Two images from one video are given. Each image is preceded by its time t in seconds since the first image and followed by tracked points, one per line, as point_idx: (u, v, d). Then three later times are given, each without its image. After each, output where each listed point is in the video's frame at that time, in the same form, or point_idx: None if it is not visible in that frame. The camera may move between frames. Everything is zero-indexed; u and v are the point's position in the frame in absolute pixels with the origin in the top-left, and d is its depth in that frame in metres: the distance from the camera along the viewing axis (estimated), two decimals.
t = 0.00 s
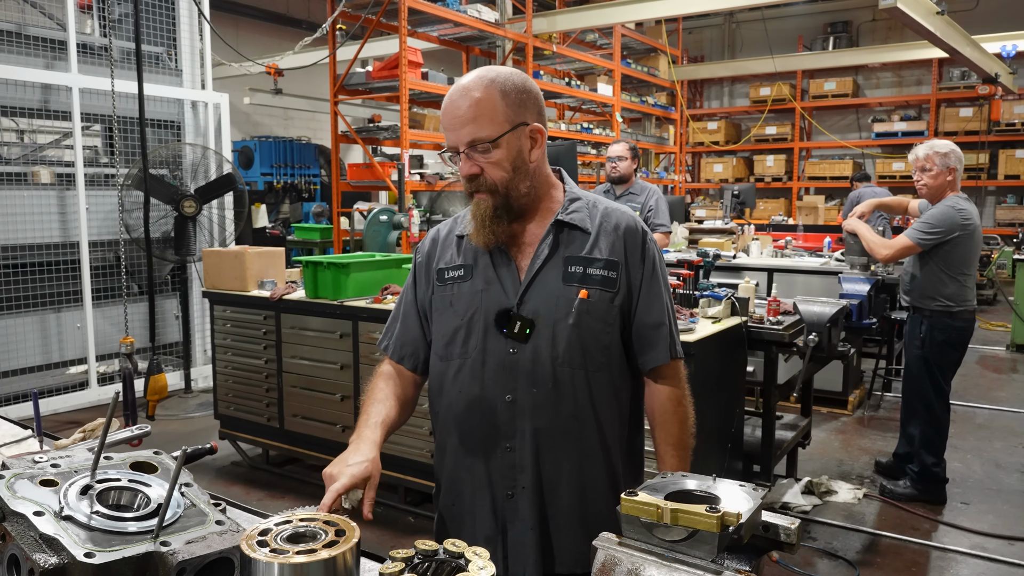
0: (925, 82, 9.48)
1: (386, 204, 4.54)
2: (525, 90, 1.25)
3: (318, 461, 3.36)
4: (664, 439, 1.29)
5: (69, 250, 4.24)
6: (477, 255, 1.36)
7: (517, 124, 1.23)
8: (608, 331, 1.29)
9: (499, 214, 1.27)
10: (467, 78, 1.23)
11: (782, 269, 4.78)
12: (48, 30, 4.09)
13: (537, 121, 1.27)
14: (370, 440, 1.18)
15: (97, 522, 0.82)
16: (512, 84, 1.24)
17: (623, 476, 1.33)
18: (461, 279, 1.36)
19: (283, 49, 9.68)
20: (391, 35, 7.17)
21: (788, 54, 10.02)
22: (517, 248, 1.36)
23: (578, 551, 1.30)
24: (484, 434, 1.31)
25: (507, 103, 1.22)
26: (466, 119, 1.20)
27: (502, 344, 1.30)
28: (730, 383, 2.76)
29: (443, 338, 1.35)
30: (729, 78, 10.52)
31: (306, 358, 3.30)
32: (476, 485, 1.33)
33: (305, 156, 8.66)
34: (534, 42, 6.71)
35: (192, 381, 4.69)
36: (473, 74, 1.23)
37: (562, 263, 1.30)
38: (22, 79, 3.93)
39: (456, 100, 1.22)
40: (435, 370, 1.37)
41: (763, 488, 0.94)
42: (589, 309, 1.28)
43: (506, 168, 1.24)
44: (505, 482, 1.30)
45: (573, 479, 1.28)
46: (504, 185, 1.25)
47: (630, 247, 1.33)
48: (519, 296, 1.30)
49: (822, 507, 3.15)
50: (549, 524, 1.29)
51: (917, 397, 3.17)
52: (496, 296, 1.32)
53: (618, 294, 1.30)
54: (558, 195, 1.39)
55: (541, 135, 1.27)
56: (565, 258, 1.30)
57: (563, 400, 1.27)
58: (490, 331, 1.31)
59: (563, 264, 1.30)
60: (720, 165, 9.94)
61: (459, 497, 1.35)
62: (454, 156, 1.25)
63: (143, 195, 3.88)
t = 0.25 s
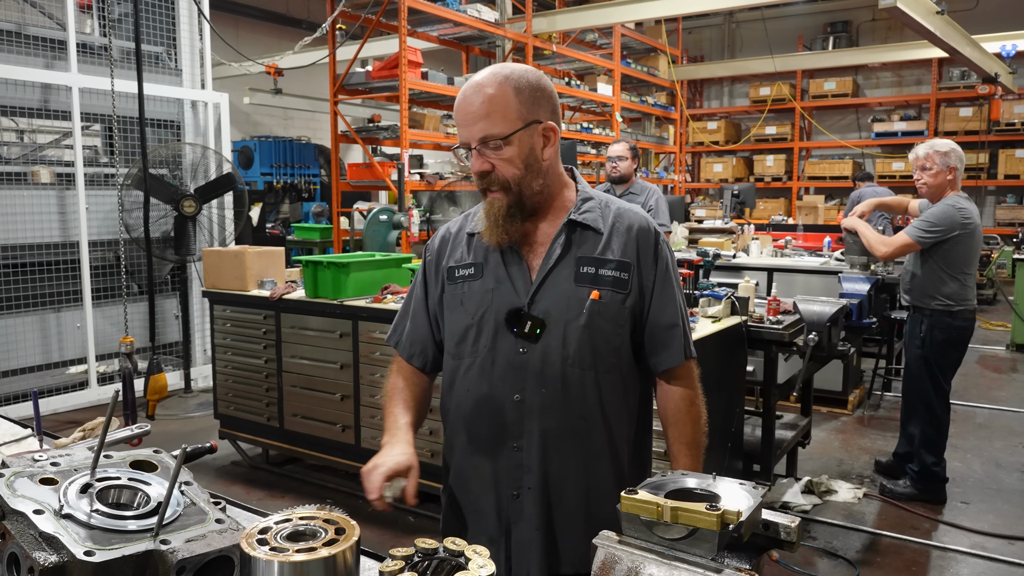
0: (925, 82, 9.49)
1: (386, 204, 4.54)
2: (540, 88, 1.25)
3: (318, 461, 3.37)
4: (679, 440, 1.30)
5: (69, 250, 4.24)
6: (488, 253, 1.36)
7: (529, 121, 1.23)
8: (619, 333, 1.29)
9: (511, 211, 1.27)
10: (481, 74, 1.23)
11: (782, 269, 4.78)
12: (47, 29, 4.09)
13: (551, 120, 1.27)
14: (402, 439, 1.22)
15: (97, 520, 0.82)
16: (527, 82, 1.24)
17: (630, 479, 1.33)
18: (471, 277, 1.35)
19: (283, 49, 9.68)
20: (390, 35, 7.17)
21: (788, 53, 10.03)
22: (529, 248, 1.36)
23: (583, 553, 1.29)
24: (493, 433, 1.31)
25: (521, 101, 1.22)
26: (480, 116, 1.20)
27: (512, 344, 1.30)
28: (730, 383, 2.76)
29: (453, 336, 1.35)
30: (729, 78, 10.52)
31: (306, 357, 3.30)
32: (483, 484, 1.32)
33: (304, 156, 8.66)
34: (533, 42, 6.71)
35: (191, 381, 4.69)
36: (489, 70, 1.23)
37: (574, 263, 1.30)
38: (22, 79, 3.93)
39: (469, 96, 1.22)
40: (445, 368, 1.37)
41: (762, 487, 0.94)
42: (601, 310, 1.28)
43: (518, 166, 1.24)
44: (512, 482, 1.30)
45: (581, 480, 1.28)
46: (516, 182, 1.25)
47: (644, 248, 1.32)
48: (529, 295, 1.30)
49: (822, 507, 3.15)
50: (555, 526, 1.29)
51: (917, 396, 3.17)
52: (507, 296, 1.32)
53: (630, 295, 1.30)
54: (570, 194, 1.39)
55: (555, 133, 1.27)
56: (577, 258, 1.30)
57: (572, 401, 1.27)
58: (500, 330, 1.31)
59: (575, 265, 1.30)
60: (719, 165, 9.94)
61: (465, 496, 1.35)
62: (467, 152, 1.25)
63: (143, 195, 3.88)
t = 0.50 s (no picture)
0: (925, 82, 9.49)
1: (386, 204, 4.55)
2: (551, 90, 1.25)
3: (318, 462, 3.37)
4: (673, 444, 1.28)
5: (69, 251, 4.24)
6: (497, 255, 1.36)
7: (542, 124, 1.23)
8: (627, 336, 1.29)
9: (520, 214, 1.28)
10: (494, 76, 1.23)
11: (781, 269, 4.78)
12: (47, 30, 4.09)
13: (563, 123, 1.27)
14: (424, 466, 1.32)
15: (98, 521, 0.82)
16: (537, 84, 1.24)
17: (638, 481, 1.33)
18: (480, 279, 1.36)
19: (283, 50, 9.69)
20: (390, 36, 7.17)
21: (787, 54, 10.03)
22: (538, 251, 1.36)
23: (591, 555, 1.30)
24: (501, 436, 1.32)
25: (533, 103, 1.22)
26: (492, 118, 1.20)
27: (520, 346, 1.30)
28: (730, 383, 2.77)
29: (462, 338, 1.36)
30: (729, 78, 10.53)
31: (306, 358, 3.31)
32: (491, 486, 1.33)
33: (304, 156, 8.66)
34: (533, 43, 6.71)
35: (191, 382, 4.70)
36: (502, 71, 1.23)
37: (582, 266, 1.30)
38: (22, 79, 3.93)
39: (480, 98, 1.22)
40: (454, 370, 1.38)
41: (761, 487, 0.94)
42: (609, 313, 1.27)
43: (530, 168, 1.24)
44: (520, 484, 1.31)
45: (589, 483, 1.28)
46: (527, 184, 1.25)
47: (652, 251, 1.32)
48: (538, 298, 1.30)
49: (822, 507, 3.16)
50: (563, 528, 1.29)
51: (917, 397, 3.17)
52: (515, 298, 1.32)
53: (639, 299, 1.29)
54: (580, 196, 1.39)
55: (566, 136, 1.28)
56: (585, 262, 1.30)
57: (580, 405, 1.27)
58: (508, 333, 1.31)
59: (583, 268, 1.30)
60: (719, 165, 9.95)
61: (474, 498, 1.36)
62: (478, 154, 1.25)
63: (143, 196, 3.89)
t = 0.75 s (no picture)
0: (925, 83, 9.50)
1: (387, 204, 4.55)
2: (563, 88, 1.27)
3: (318, 461, 3.37)
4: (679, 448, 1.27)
5: (69, 251, 4.25)
6: (502, 254, 1.37)
7: (555, 119, 1.23)
8: (627, 337, 1.29)
9: (535, 207, 1.26)
10: (509, 71, 1.24)
11: (781, 269, 4.79)
12: (48, 30, 4.09)
13: (574, 120, 1.28)
14: (424, 459, 1.33)
15: (100, 518, 0.83)
16: (550, 82, 1.25)
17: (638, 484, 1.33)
18: (484, 278, 1.37)
19: (283, 50, 9.69)
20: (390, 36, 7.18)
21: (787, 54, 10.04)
22: (542, 250, 1.36)
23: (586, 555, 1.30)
24: (499, 434, 1.32)
25: (548, 97, 1.23)
26: (506, 109, 1.21)
27: (520, 345, 1.31)
28: (729, 383, 2.77)
29: (465, 335, 1.37)
30: (729, 78, 10.53)
31: (306, 358, 3.31)
32: (489, 482, 1.34)
33: (305, 156, 8.67)
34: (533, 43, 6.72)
35: (192, 381, 4.70)
36: (516, 67, 1.24)
37: (583, 267, 1.30)
38: (23, 79, 3.94)
39: (494, 91, 1.23)
40: (457, 366, 1.39)
41: (759, 485, 0.95)
42: (608, 314, 1.27)
43: (542, 160, 1.24)
44: (517, 482, 1.32)
45: (585, 484, 1.29)
46: (538, 177, 1.25)
47: (655, 253, 1.31)
48: (538, 298, 1.31)
49: (821, 506, 3.16)
50: (558, 528, 1.30)
51: (916, 396, 3.18)
52: (517, 298, 1.33)
53: (639, 300, 1.29)
54: (586, 196, 1.39)
55: (577, 134, 1.28)
56: (586, 262, 1.30)
57: (578, 405, 1.27)
58: (509, 332, 1.32)
59: (584, 268, 1.30)
60: (719, 165, 9.95)
61: (473, 494, 1.37)
62: (490, 145, 1.24)
63: (144, 195, 3.89)
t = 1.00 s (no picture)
0: (925, 82, 9.50)
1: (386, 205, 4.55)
2: (574, 87, 1.29)
3: (318, 461, 3.38)
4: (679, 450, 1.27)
5: (69, 251, 4.25)
6: (505, 254, 1.38)
7: (564, 113, 1.25)
8: (626, 338, 1.29)
9: (543, 197, 1.26)
10: (519, 67, 1.26)
11: (780, 269, 4.80)
12: (48, 30, 4.10)
13: (581, 118, 1.29)
14: (426, 455, 1.34)
15: (100, 517, 0.83)
16: (562, 80, 1.28)
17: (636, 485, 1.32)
18: (486, 278, 1.38)
19: (283, 50, 9.69)
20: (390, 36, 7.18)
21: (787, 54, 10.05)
22: (543, 250, 1.37)
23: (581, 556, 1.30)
24: (497, 432, 1.33)
25: (558, 91, 1.25)
26: (518, 98, 1.22)
27: (519, 344, 1.31)
28: (729, 382, 2.78)
29: (466, 334, 1.38)
30: (729, 78, 10.54)
31: (306, 357, 3.31)
32: (486, 481, 1.35)
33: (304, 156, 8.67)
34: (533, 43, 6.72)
35: (192, 381, 4.70)
36: (527, 64, 1.26)
37: (582, 266, 1.31)
38: (23, 79, 3.94)
39: (503, 84, 1.24)
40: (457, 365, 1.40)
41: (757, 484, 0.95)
42: (607, 314, 1.28)
43: (552, 150, 1.25)
44: (513, 480, 1.32)
45: (581, 484, 1.28)
46: (548, 168, 1.26)
47: (655, 253, 1.31)
48: (538, 297, 1.31)
49: (820, 506, 3.16)
50: (553, 527, 1.30)
51: (915, 396, 3.18)
52: (517, 297, 1.33)
53: (638, 300, 1.29)
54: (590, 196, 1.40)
55: (584, 132, 1.30)
56: (586, 262, 1.31)
57: (574, 404, 1.28)
58: (508, 331, 1.33)
59: (583, 268, 1.30)
60: (719, 165, 9.95)
61: (472, 492, 1.37)
62: (502, 135, 1.25)
63: (143, 195, 3.90)
